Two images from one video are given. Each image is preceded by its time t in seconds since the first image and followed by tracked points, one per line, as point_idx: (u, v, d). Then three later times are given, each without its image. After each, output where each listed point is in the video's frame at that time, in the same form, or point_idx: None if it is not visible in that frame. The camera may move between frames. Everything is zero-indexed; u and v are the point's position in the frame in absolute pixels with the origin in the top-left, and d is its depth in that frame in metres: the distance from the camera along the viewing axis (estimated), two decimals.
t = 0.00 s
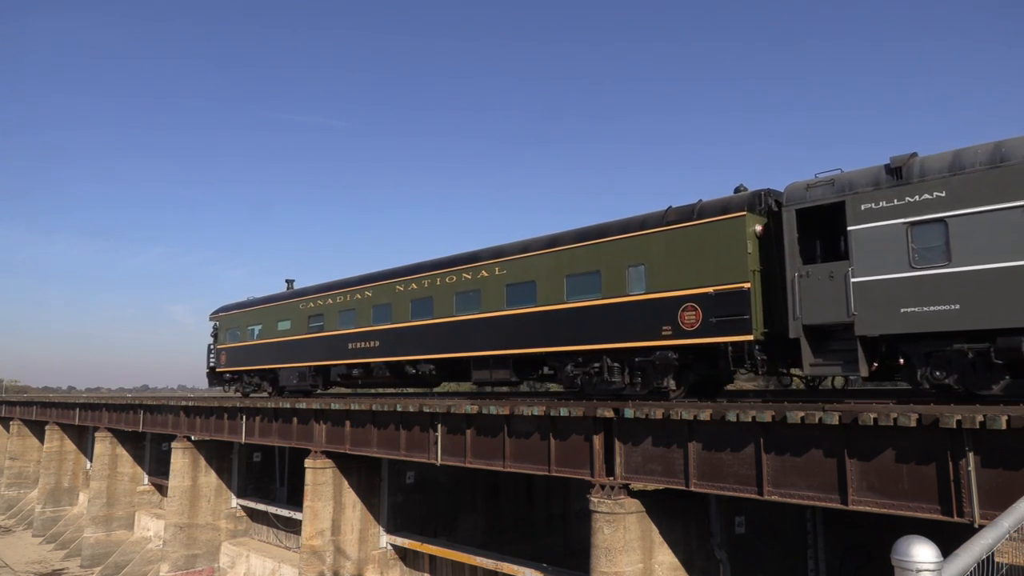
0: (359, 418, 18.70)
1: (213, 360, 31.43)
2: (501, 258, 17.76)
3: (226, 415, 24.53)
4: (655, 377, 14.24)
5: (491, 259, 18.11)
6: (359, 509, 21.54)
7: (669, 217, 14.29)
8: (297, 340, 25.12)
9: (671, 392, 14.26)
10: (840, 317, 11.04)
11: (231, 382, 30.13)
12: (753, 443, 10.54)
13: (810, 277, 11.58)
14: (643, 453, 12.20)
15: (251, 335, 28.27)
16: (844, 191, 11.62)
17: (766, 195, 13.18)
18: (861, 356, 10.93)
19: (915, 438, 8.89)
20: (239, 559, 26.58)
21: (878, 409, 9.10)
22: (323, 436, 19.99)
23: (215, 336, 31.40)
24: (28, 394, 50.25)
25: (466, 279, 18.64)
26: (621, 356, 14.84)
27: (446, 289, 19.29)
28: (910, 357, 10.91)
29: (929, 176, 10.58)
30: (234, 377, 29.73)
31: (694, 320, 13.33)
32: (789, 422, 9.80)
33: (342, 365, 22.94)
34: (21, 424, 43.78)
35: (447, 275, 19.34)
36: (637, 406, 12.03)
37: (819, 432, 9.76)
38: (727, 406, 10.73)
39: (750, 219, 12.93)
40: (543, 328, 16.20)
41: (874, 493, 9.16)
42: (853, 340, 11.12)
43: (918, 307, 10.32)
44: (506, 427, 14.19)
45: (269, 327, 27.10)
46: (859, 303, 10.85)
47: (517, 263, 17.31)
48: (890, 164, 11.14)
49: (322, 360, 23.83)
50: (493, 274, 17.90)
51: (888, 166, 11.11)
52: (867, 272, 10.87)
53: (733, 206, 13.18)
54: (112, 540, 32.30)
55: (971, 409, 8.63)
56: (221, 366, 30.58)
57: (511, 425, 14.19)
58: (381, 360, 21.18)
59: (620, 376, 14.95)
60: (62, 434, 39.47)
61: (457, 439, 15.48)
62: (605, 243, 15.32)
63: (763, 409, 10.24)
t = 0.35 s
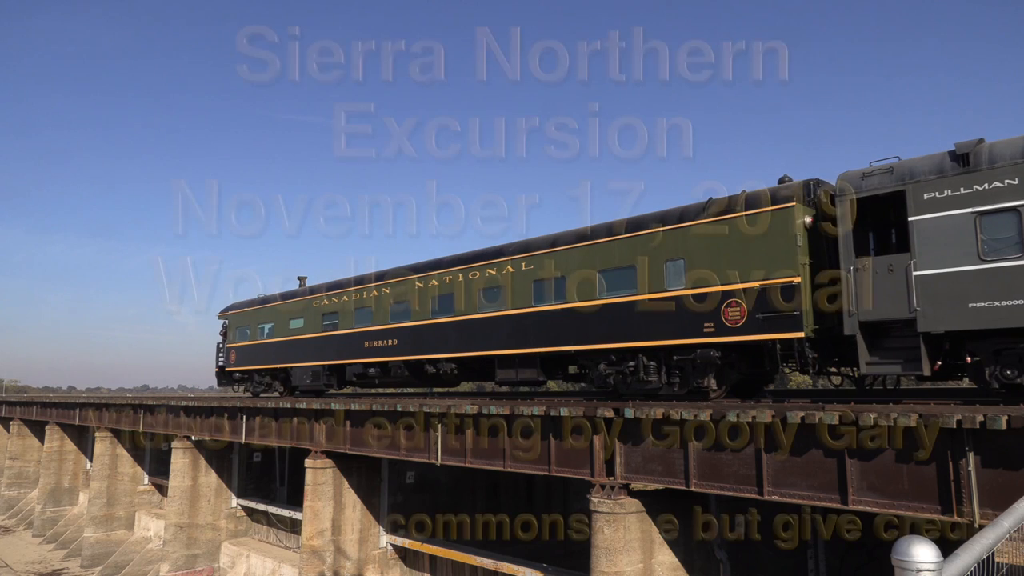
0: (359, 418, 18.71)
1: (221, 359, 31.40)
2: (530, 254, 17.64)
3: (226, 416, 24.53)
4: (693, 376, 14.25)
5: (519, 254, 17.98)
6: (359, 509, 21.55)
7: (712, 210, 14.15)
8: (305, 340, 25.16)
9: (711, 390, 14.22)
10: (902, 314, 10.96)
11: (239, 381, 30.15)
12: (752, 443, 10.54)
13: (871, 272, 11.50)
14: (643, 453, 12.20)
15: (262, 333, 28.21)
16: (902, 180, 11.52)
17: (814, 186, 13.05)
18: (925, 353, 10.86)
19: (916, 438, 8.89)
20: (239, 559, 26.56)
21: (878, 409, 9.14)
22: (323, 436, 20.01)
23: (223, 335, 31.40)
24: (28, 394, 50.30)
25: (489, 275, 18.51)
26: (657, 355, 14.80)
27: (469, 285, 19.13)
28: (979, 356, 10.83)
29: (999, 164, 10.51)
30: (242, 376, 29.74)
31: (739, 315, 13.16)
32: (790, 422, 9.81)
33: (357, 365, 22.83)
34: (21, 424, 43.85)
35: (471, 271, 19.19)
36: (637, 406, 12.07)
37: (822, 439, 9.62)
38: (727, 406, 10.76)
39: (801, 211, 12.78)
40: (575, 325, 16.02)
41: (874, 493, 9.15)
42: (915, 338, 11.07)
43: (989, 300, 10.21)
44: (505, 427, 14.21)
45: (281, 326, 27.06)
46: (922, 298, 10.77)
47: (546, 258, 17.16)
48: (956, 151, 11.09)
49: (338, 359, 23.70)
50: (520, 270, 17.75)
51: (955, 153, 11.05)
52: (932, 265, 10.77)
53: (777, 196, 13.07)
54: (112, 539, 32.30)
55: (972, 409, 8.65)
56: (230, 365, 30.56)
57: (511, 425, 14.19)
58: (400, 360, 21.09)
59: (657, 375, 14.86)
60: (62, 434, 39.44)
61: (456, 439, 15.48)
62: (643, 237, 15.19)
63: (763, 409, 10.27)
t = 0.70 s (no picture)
0: (359, 418, 18.73)
1: (222, 359, 31.36)
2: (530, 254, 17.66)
3: (225, 415, 24.55)
4: (694, 376, 14.29)
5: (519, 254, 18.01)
6: (359, 509, 21.55)
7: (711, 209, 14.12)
8: (306, 340, 25.17)
9: (711, 390, 14.23)
10: (903, 313, 10.97)
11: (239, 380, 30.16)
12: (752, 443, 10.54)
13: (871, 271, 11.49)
14: (643, 453, 12.19)
15: (262, 333, 28.24)
16: (902, 179, 11.77)
17: (814, 185, 13.02)
18: (926, 353, 10.86)
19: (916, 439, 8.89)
20: (239, 559, 26.65)
21: (878, 410, 9.14)
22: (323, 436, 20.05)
23: (223, 335, 31.44)
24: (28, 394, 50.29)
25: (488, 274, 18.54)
26: (658, 355, 14.83)
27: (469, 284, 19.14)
28: (979, 356, 10.82)
29: (999, 164, 10.58)
30: (242, 376, 29.77)
31: (739, 315, 13.16)
32: (790, 423, 9.84)
33: (358, 365, 22.85)
34: (21, 424, 43.93)
35: (472, 271, 19.20)
36: (637, 406, 12.13)
37: (821, 438, 9.48)
38: (727, 407, 10.80)
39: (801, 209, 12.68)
40: (575, 325, 16.01)
41: (874, 493, 9.14)
42: (915, 338, 11.06)
43: (990, 300, 10.21)
44: (505, 428, 14.18)
45: (280, 326, 27.08)
46: (922, 299, 10.77)
47: (547, 258, 17.18)
48: (957, 151, 11.23)
49: (338, 359, 23.68)
50: (520, 270, 17.77)
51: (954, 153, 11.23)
52: (933, 265, 10.75)
53: (776, 195, 13.06)
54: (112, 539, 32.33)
55: (972, 409, 8.66)
56: (230, 365, 30.58)
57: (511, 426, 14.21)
58: (400, 359, 21.09)
59: (657, 375, 14.85)
60: (62, 434, 39.42)
61: (456, 439, 15.51)
62: (643, 237, 15.18)
63: (763, 408, 10.31)
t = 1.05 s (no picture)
0: (359, 418, 18.76)
1: (222, 359, 31.34)
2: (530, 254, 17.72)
3: (225, 415, 24.59)
4: (693, 376, 14.30)
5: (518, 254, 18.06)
6: (359, 509, 21.55)
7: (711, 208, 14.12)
8: (305, 339, 25.18)
9: (711, 390, 14.24)
10: (902, 313, 10.97)
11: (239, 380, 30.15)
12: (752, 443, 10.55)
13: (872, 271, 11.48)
14: (643, 453, 12.20)
15: (262, 332, 28.26)
16: (902, 179, 11.79)
17: (814, 185, 13.05)
18: (926, 352, 10.86)
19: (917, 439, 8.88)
20: (239, 559, 26.86)
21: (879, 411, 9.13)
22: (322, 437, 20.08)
23: (223, 335, 31.44)
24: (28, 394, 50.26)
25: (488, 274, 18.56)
26: (658, 355, 14.83)
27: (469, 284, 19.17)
28: (980, 356, 10.82)
29: (999, 164, 10.59)
30: (242, 376, 29.76)
31: (739, 316, 13.16)
32: (790, 423, 9.84)
33: (358, 365, 22.86)
34: (21, 424, 43.94)
35: (472, 271, 19.24)
36: (637, 406, 12.15)
37: (821, 438, 9.41)
38: (727, 407, 10.81)
39: (802, 206, 12.64)
40: (575, 325, 16.00)
41: (874, 493, 9.14)
42: (915, 338, 11.06)
43: (990, 300, 10.21)
44: (505, 428, 14.15)
45: (280, 326, 27.08)
46: (922, 299, 10.77)
47: (546, 258, 17.21)
48: (956, 151, 11.24)
49: (337, 359, 23.69)
50: (520, 270, 17.82)
51: (954, 153, 11.25)
52: (933, 265, 10.75)
53: (776, 195, 13.03)
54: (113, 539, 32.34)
55: (973, 409, 8.66)
56: (230, 365, 30.57)
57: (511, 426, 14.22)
58: (399, 359, 21.10)
59: (657, 375, 14.86)
60: (62, 434, 39.40)
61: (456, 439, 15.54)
62: (643, 236, 15.19)
63: (762, 408, 10.32)
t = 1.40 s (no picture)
0: (359, 418, 18.77)
1: (222, 359, 31.33)
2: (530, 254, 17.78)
3: (225, 415, 24.62)
4: (693, 376, 14.32)
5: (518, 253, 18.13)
6: (359, 509, 21.54)
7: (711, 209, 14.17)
8: (306, 339, 25.18)
9: (711, 390, 14.26)
10: (903, 313, 10.97)
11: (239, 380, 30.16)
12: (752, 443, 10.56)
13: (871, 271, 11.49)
14: (643, 453, 12.19)
15: (262, 332, 28.25)
16: (902, 179, 11.83)
17: (813, 185, 13.14)
18: (926, 352, 10.86)
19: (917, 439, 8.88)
20: (239, 559, 26.82)
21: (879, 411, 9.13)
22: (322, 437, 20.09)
23: (223, 335, 31.42)
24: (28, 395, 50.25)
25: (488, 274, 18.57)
26: (657, 356, 14.84)
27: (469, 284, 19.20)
28: (980, 356, 10.82)
29: (999, 164, 10.62)
30: (242, 376, 29.75)
31: (739, 317, 13.18)
32: (790, 423, 9.87)
33: (358, 365, 22.86)
34: (22, 424, 43.96)
35: (472, 271, 19.28)
36: (637, 406, 12.15)
37: (821, 438, 9.38)
38: (727, 407, 10.81)
39: (801, 206, 12.63)
40: (575, 326, 16.00)
41: (874, 493, 9.14)
42: (915, 338, 11.05)
43: (990, 300, 10.20)
44: (505, 428, 14.15)
45: (280, 326, 27.07)
46: (922, 299, 10.77)
47: (546, 258, 17.24)
48: (956, 152, 11.27)
49: (337, 360, 23.70)
50: (520, 270, 17.85)
51: (954, 154, 11.27)
52: (933, 265, 10.75)
53: (776, 195, 13.04)
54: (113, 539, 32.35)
55: (973, 409, 8.67)
56: (230, 365, 30.57)
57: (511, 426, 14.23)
58: (399, 359, 21.11)
59: (657, 375, 14.86)
60: (62, 434, 39.39)
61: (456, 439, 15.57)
62: (643, 237, 15.20)
63: (762, 408, 10.34)
